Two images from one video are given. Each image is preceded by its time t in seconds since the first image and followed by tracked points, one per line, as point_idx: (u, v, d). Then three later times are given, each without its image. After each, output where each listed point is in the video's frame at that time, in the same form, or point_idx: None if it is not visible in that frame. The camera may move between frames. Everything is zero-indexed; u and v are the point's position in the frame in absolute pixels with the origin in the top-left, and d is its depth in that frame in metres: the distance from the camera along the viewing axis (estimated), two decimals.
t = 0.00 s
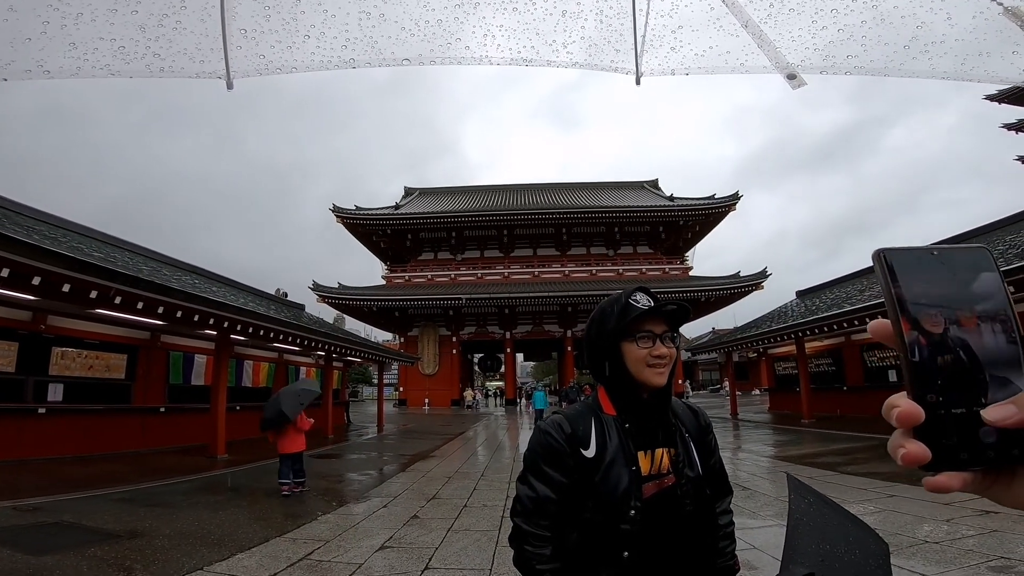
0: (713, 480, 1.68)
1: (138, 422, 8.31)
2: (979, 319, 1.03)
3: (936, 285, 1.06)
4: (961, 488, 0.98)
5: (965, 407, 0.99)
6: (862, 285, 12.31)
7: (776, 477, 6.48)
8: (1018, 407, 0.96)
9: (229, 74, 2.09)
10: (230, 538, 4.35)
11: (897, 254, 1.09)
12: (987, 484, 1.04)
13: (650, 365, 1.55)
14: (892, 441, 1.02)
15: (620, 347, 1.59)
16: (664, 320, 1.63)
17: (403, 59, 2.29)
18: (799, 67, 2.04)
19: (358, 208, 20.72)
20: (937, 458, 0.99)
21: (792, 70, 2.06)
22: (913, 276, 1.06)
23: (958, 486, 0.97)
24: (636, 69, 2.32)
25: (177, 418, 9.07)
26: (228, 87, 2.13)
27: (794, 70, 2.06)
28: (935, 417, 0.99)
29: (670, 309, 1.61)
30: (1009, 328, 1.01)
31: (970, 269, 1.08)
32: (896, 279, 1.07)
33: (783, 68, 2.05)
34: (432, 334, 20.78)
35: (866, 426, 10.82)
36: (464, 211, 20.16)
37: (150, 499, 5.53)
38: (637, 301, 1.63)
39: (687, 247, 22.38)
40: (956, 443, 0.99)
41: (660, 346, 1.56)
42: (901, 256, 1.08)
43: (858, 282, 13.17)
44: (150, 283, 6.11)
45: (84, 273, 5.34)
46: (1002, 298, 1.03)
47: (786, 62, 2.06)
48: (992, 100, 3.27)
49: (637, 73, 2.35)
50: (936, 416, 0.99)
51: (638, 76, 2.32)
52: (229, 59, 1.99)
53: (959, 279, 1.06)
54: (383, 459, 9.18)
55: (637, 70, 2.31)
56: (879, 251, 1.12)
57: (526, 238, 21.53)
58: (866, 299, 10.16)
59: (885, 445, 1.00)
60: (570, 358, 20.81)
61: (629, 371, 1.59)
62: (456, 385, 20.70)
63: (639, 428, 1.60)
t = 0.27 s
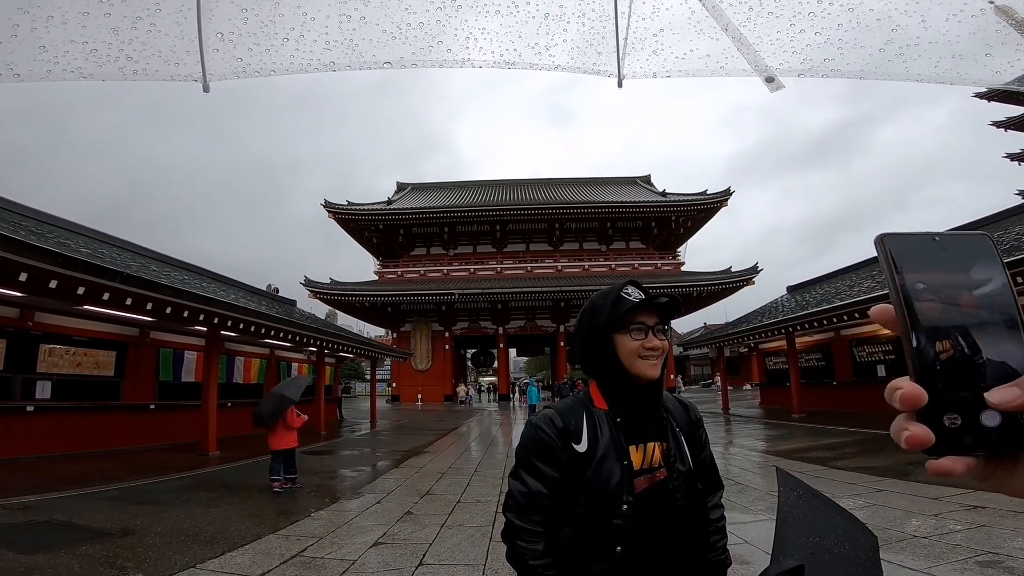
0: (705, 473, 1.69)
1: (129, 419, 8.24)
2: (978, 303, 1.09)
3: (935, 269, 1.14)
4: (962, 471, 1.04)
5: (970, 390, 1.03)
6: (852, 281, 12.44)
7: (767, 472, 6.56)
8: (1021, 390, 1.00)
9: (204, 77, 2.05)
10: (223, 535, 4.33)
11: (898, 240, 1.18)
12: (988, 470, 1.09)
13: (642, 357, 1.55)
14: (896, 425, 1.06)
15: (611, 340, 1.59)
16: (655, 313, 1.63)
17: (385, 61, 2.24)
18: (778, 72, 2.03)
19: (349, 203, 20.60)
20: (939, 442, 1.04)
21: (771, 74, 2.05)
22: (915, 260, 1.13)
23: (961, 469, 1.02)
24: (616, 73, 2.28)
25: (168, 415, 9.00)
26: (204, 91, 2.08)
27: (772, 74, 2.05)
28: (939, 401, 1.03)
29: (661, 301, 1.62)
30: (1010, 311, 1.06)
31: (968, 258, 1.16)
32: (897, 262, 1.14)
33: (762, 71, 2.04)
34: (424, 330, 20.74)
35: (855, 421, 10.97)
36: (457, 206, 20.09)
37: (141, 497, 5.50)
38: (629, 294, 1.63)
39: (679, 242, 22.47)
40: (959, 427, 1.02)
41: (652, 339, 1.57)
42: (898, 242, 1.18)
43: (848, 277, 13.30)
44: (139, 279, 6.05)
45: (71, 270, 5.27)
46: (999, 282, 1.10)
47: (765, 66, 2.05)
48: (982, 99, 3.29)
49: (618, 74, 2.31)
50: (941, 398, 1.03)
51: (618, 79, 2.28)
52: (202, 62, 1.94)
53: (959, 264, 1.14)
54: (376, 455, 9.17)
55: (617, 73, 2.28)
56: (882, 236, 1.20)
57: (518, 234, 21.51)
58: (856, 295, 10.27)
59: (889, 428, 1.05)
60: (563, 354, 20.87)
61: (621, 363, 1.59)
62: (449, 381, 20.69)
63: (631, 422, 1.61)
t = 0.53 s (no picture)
0: (697, 470, 1.72)
1: (120, 418, 8.18)
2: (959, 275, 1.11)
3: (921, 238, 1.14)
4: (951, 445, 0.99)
5: (950, 360, 1.03)
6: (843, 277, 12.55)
7: (759, 467, 6.62)
8: (1003, 364, 0.93)
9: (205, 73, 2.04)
10: (217, 534, 4.32)
11: (883, 213, 1.18)
12: (973, 444, 1.06)
13: (635, 353, 1.57)
14: (879, 395, 1.02)
15: (604, 337, 1.60)
16: (648, 311, 1.65)
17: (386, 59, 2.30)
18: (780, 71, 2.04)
19: (342, 200, 20.51)
20: (921, 411, 1.02)
21: (773, 73, 2.05)
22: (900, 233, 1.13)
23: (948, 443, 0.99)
24: (619, 69, 2.19)
25: (160, 413, 8.93)
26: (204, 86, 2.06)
27: (774, 73, 2.06)
28: (921, 370, 1.03)
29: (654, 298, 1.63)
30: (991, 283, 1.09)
31: (948, 231, 1.18)
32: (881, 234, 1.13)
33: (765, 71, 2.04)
34: (418, 327, 20.72)
35: (846, 416, 11.09)
36: (450, 203, 20.06)
37: (134, 496, 5.47)
38: (622, 292, 1.64)
39: (672, 239, 22.58)
40: (940, 396, 1.01)
41: (645, 336, 1.58)
42: (885, 215, 1.17)
43: (839, 274, 13.43)
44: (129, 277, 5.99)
45: (59, 268, 5.21)
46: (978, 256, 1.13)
47: (767, 65, 2.05)
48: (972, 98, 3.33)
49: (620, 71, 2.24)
50: (922, 367, 1.03)
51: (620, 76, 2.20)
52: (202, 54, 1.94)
53: (942, 236, 1.15)
54: (370, 453, 9.16)
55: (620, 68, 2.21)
56: (867, 208, 1.19)
57: (512, 230, 21.51)
58: (846, 291, 10.37)
59: (872, 398, 1.01)
60: (557, 350, 20.93)
61: (614, 359, 1.61)
62: (443, 378, 20.70)
63: (624, 419, 1.62)
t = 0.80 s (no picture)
0: (694, 469, 1.73)
1: (116, 420, 8.16)
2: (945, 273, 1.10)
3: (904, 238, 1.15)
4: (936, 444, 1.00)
5: (935, 360, 1.02)
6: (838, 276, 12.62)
7: (756, 466, 6.66)
8: (988, 365, 0.94)
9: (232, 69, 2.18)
10: (215, 535, 4.32)
11: (864, 212, 1.20)
12: (956, 443, 1.08)
13: (633, 353, 1.58)
14: (865, 394, 1.03)
15: (601, 339, 1.62)
16: (645, 312, 1.67)
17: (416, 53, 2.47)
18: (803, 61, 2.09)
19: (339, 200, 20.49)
20: (907, 413, 1.02)
21: (796, 63, 2.11)
22: (884, 233, 1.15)
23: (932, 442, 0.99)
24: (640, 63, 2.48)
25: (157, 415, 8.91)
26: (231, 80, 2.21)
27: (798, 63, 2.11)
28: (907, 369, 1.02)
29: (651, 299, 1.65)
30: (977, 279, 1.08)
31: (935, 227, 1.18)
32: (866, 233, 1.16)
33: (787, 61, 2.11)
34: (415, 327, 20.71)
35: (842, 415, 11.15)
36: (447, 203, 20.06)
37: (132, 498, 5.45)
38: (619, 293, 1.66)
39: (668, 239, 22.64)
40: (926, 398, 1.01)
41: (642, 337, 1.60)
42: (866, 213, 1.19)
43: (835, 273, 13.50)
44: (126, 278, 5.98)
45: (56, 269, 5.19)
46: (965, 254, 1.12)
47: (790, 56, 2.11)
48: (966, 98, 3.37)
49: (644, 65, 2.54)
50: (907, 367, 1.02)
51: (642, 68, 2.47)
52: (233, 52, 2.15)
53: (927, 234, 1.16)
54: (368, 454, 9.16)
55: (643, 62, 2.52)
56: (849, 207, 1.21)
57: (509, 230, 21.52)
58: (842, 290, 10.43)
59: (858, 398, 1.02)
60: (554, 350, 20.94)
61: (612, 359, 1.62)
62: (440, 378, 20.68)
63: (621, 419, 1.64)
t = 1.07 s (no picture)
0: (696, 468, 1.73)
1: (116, 421, 8.15)
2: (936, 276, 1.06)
3: (891, 235, 1.11)
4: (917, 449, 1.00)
5: (920, 363, 0.99)
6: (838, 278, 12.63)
7: (756, 467, 6.65)
8: (974, 372, 0.97)
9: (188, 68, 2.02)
10: (216, 536, 4.32)
11: (850, 206, 1.16)
12: (941, 449, 1.08)
13: (636, 354, 1.58)
14: (848, 401, 1.02)
15: (603, 339, 1.62)
16: (647, 312, 1.67)
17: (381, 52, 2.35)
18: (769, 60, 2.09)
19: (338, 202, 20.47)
20: (891, 417, 1.00)
21: (762, 63, 2.11)
22: (870, 228, 1.11)
23: (914, 447, 0.99)
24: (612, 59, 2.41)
25: (157, 416, 8.91)
26: (188, 80, 2.05)
27: (764, 62, 2.11)
28: (890, 374, 1.00)
29: (653, 300, 1.65)
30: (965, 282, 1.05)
31: (920, 225, 1.15)
32: (850, 232, 1.12)
33: (753, 60, 2.10)
34: (415, 329, 20.71)
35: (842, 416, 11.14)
36: (446, 204, 20.05)
37: (132, 499, 5.45)
38: (623, 293, 1.65)
39: (668, 241, 22.64)
40: (911, 402, 0.99)
41: (645, 337, 1.60)
42: (850, 208, 1.16)
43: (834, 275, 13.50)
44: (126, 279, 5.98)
45: (56, 270, 5.19)
46: (954, 253, 1.08)
47: (756, 54, 2.11)
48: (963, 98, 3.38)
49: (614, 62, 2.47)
50: (891, 372, 0.99)
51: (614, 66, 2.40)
52: (187, 51, 1.98)
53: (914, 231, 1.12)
54: (368, 455, 9.15)
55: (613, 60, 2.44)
56: (832, 203, 1.18)
57: (509, 232, 21.52)
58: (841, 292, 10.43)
59: (842, 404, 1.01)
60: (554, 352, 20.93)
61: (614, 360, 1.62)
62: (440, 380, 20.67)
63: (624, 419, 1.64)
